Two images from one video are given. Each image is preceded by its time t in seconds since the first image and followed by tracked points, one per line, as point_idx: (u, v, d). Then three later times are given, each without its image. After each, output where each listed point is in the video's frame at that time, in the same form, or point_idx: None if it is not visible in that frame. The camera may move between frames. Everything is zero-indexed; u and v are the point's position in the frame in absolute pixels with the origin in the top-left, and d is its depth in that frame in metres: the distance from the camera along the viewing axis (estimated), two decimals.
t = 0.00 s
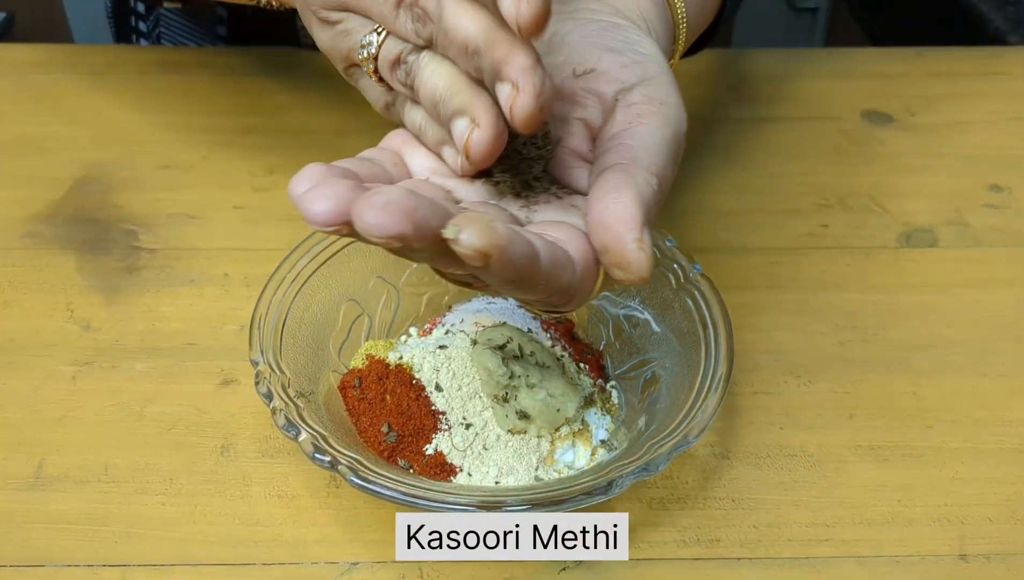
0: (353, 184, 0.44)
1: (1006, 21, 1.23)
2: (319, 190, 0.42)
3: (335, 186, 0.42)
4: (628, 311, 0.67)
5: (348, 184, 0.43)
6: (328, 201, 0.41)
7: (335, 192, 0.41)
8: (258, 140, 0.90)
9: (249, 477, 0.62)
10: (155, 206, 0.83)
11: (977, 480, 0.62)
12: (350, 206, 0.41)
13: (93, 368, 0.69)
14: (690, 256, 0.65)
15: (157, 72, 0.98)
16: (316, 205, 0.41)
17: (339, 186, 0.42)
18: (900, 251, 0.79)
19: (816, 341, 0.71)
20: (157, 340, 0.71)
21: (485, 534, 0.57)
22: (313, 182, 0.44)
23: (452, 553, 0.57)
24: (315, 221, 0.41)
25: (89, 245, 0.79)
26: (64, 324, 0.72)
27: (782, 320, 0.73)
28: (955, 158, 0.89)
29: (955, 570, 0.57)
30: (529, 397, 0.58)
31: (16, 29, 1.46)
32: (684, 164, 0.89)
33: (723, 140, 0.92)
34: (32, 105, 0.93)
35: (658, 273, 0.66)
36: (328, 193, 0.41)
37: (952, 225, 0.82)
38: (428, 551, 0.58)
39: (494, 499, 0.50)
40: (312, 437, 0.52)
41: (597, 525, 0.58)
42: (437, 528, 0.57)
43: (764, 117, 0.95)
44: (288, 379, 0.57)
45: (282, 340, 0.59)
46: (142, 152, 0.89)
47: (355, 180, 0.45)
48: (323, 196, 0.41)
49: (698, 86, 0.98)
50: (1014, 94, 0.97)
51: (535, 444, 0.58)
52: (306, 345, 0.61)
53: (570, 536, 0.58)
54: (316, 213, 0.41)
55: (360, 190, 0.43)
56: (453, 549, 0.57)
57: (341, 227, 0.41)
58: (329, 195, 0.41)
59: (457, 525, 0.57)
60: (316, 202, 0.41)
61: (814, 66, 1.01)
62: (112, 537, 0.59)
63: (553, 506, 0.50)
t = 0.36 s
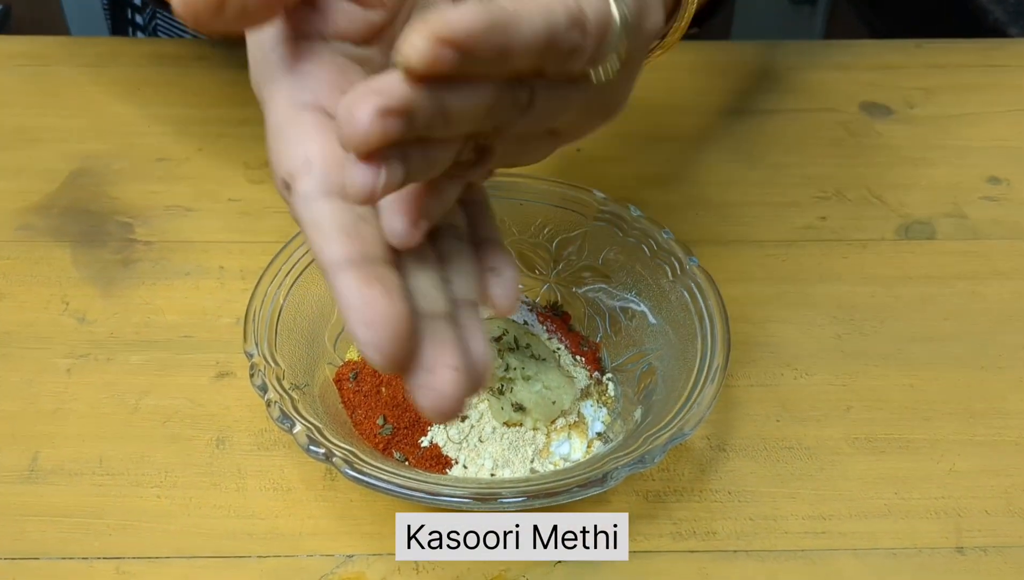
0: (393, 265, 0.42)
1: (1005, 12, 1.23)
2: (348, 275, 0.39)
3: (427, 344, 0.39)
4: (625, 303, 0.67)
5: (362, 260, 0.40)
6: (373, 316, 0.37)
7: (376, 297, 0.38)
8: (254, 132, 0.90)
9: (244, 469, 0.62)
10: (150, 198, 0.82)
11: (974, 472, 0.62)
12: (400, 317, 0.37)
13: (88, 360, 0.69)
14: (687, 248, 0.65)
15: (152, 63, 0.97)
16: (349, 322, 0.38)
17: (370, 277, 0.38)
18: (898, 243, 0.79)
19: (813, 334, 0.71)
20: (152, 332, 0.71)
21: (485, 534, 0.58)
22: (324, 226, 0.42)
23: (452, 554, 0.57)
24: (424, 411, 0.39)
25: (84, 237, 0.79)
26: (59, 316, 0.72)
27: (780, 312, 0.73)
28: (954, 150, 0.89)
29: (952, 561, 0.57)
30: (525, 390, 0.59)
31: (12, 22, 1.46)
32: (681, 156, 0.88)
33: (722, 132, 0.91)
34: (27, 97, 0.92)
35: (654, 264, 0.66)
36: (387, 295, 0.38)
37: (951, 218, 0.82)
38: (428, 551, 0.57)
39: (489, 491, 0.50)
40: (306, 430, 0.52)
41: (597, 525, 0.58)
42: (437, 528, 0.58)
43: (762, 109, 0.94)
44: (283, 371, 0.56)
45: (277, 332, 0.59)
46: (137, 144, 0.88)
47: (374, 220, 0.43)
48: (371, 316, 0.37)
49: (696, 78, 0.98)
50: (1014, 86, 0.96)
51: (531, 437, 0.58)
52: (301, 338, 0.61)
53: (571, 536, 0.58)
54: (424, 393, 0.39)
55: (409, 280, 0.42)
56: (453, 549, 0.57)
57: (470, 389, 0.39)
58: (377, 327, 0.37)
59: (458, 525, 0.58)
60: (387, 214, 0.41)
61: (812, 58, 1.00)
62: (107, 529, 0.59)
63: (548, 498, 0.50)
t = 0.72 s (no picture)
0: (494, 218, 0.49)
1: (1005, 6, 1.22)
2: (459, 241, 0.46)
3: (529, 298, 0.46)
4: (625, 296, 0.67)
5: (469, 226, 0.46)
6: (495, 284, 0.44)
7: (493, 264, 0.45)
8: (254, 125, 0.90)
9: (245, 461, 0.62)
10: (150, 191, 0.82)
11: (972, 464, 0.63)
12: (523, 280, 0.45)
13: (89, 353, 0.69)
14: (687, 241, 0.65)
15: (151, 56, 0.97)
16: (470, 289, 0.45)
17: (484, 242, 0.46)
18: (897, 237, 0.79)
19: (812, 326, 0.71)
20: (153, 325, 0.71)
21: (485, 534, 0.57)
22: (418, 186, 0.47)
23: (452, 554, 0.57)
24: (553, 353, 0.49)
25: (84, 229, 0.79)
26: (60, 308, 0.72)
27: (779, 305, 0.73)
28: (954, 144, 0.89)
29: (950, 553, 0.57)
30: (525, 381, 0.58)
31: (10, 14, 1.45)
32: (681, 150, 0.88)
33: (721, 126, 0.91)
34: (26, 90, 0.92)
35: (654, 258, 0.66)
36: (503, 259, 0.45)
37: (950, 211, 0.82)
38: (428, 551, 0.57)
39: (489, 482, 0.51)
40: (306, 421, 0.52)
41: (597, 525, 0.58)
42: (437, 528, 0.58)
43: (762, 103, 0.94)
44: (282, 363, 0.56)
45: (277, 324, 0.59)
46: (136, 137, 0.88)
47: (464, 181, 0.49)
48: (494, 285, 0.44)
49: (696, 72, 0.98)
50: (1014, 79, 0.96)
51: (530, 428, 0.58)
52: (301, 330, 0.61)
53: (571, 536, 0.57)
54: (553, 339, 0.48)
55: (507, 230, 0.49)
56: (453, 549, 0.57)
57: (586, 330, 0.48)
58: (502, 290, 0.45)
59: (458, 525, 0.58)
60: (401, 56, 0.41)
61: (812, 51, 1.00)
62: (108, 520, 0.59)
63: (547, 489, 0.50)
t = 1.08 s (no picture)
0: (539, 155, 0.54)
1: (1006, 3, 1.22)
2: (503, 178, 0.52)
3: (573, 234, 0.51)
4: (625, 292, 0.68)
5: (508, 165, 0.52)
6: (543, 223, 0.50)
7: (533, 202, 0.50)
8: (255, 121, 0.90)
9: (247, 456, 0.63)
10: (151, 187, 0.83)
11: (970, 459, 0.63)
12: (567, 219, 0.50)
13: (92, 348, 0.69)
14: (687, 237, 0.65)
15: (152, 53, 0.97)
16: (518, 229, 0.51)
17: (526, 178, 0.51)
18: (897, 232, 0.79)
19: (812, 322, 0.72)
20: (155, 320, 0.71)
21: (485, 534, 0.57)
22: (462, 128, 0.54)
23: (452, 554, 0.57)
24: (601, 296, 0.54)
25: (86, 226, 0.79)
26: (62, 304, 0.72)
27: (779, 301, 0.73)
28: (954, 140, 0.89)
29: (948, 546, 0.58)
30: (526, 376, 0.59)
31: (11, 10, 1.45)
32: (681, 146, 0.88)
33: (722, 122, 0.91)
34: (27, 86, 0.92)
35: (654, 253, 0.66)
36: (547, 196, 0.50)
37: (949, 207, 0.82)
38: (428, 551, 0.57)
39: (491, 476, 0.51)
40: (308, 416, 0.53)
41: (597, 525, 0.58)
42: (437, 528, 0.57)
43: (762, 99, 0.94)
44: (284, 358, 0.57)
45: (279, 319, 0.59)
46: (138, 133, 0.88)
47: (510, 118, 0.55)
48: (540, 225, 0.50)
49: (696, 68, 0.98)
50: (1014, 75, 0.96)
51: (531, 423, 0.58)
52: (302, 325, 0.61)
53: (571, 536, 0.57)
54: (601, 281, 0.53)
55: (554, 168, 0.54)
56: (453, 549, 0.57)
57: (627, 260, 0.52)
58: (548, 230, 0.50)
59: (458, 524, 0.58)
60: None
61: (813, 47, 1.00)
62: (111, 515, 0.59)
63: (549, 483, 0.50)
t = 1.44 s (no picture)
0: (542, 183, 0.53)
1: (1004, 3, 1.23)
2: (505, 204, 0.51)
3: (574, 260, 0.51)
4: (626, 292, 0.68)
5: (518, 190, 0.51)
6: (541, 249, 0.50)
7: (541, 230, 0.50)
8: (259, 123, 0.91)
9: (253, 454, 0.64)
10: (157, 188, 0.84)
11: (966, 457, 0.64)
12: (568, 249, 0.50)
13: (99, 348, 0.70)
14: (687, 237, 0.66)
15: (157, 54, 0.98)
16: (518, 254, 0.50)
17: (531, 207, 0.51)
18: (895, 233, 0.80)
19: (810, 321, 0.72)
20: (162, 320, 0.72)
21: (485, 534, 0.58)
22: (469, 153, 0.52)
23: (452, 554, 0.58)
24: (593, 322, 0.55)
25: (93, 226, 0.80)
26: (70, 304, 0.73)
27: (778, 301, 0.74)
28: (952, 140, 0.90)
29: (943, 543, 0.59)
30: (528, 375, 0.59)
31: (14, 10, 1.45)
32: (681, 147, 0.89)
33: (722, 123, 0.92)
34: (33, 88, 0.93)
35: (655, 254, 0.67)
36: (551, 226, 0.50)
37: (947, 207, 0.83)
38: (428, 551, 0.58)
39: (494, 474, 0.52)
40: (315, 414, 0.54)
41: (597, 525, 0.59)
42: (437, 528, 0.58)
43: (762, 100, 0.95)
44: (291, 357, 0.58)
45: (285, 319, 0.60)
46: (144, 134, 0.89)
47: (513, 143, 0.53)
48: (542, 253, 0.50)
49: (697, 69, 0.99)
50: (1012, 76, 0.97)
51: (533, 421, 0.59)
52: (308, 326, 0.62)
53: (570, 536, 0.58)
54: (593, 311, 0.54)
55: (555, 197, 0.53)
56: (453, 549, 0.58)
57: (624, 290, 0.54)
58: (549, 257, 0.50)
59: (458, 525, 0.58)
60: None
61: (812, 48, 1.01)
62: (120, 512, 0.60)
63: (551, 480, 0.51)
